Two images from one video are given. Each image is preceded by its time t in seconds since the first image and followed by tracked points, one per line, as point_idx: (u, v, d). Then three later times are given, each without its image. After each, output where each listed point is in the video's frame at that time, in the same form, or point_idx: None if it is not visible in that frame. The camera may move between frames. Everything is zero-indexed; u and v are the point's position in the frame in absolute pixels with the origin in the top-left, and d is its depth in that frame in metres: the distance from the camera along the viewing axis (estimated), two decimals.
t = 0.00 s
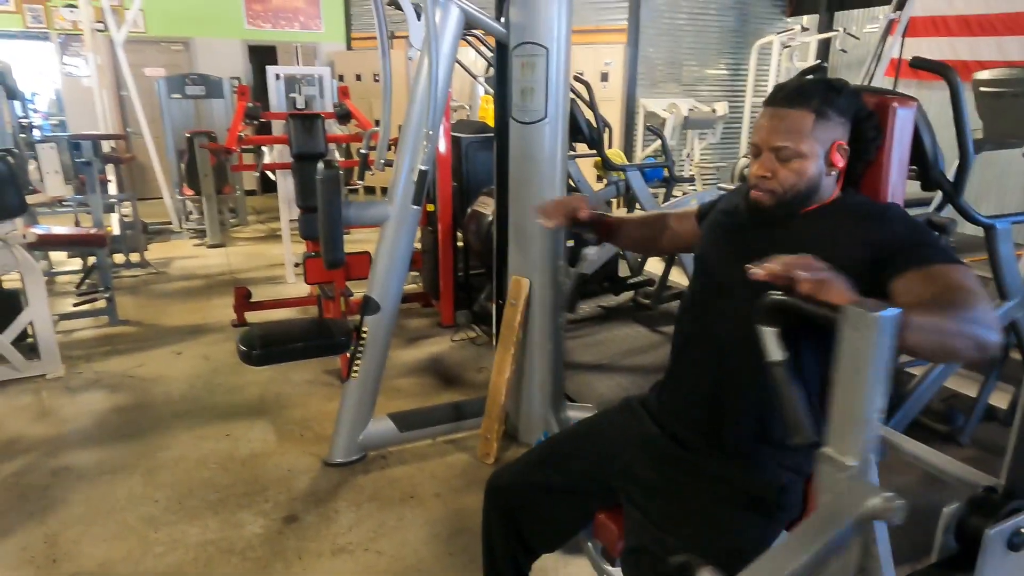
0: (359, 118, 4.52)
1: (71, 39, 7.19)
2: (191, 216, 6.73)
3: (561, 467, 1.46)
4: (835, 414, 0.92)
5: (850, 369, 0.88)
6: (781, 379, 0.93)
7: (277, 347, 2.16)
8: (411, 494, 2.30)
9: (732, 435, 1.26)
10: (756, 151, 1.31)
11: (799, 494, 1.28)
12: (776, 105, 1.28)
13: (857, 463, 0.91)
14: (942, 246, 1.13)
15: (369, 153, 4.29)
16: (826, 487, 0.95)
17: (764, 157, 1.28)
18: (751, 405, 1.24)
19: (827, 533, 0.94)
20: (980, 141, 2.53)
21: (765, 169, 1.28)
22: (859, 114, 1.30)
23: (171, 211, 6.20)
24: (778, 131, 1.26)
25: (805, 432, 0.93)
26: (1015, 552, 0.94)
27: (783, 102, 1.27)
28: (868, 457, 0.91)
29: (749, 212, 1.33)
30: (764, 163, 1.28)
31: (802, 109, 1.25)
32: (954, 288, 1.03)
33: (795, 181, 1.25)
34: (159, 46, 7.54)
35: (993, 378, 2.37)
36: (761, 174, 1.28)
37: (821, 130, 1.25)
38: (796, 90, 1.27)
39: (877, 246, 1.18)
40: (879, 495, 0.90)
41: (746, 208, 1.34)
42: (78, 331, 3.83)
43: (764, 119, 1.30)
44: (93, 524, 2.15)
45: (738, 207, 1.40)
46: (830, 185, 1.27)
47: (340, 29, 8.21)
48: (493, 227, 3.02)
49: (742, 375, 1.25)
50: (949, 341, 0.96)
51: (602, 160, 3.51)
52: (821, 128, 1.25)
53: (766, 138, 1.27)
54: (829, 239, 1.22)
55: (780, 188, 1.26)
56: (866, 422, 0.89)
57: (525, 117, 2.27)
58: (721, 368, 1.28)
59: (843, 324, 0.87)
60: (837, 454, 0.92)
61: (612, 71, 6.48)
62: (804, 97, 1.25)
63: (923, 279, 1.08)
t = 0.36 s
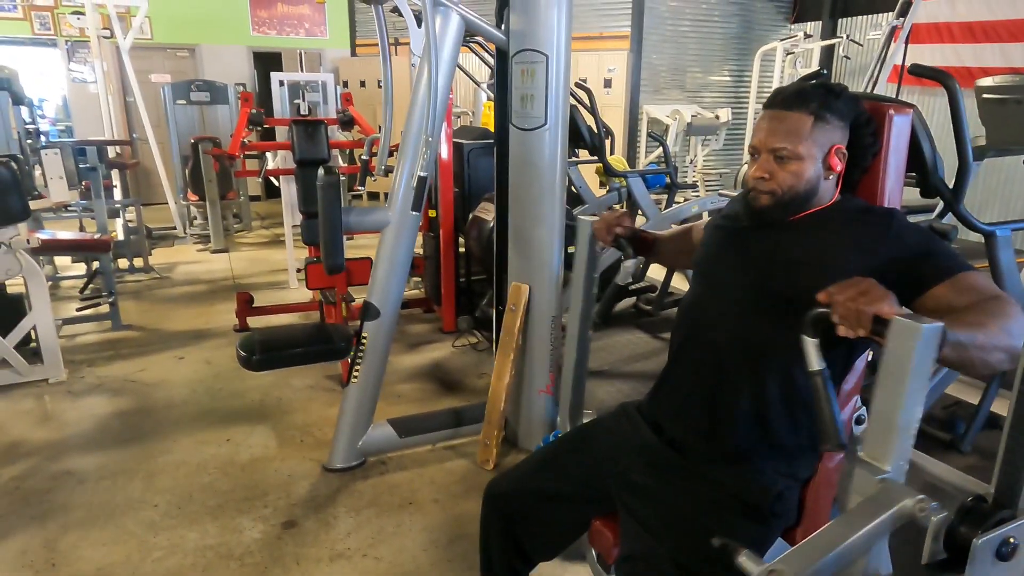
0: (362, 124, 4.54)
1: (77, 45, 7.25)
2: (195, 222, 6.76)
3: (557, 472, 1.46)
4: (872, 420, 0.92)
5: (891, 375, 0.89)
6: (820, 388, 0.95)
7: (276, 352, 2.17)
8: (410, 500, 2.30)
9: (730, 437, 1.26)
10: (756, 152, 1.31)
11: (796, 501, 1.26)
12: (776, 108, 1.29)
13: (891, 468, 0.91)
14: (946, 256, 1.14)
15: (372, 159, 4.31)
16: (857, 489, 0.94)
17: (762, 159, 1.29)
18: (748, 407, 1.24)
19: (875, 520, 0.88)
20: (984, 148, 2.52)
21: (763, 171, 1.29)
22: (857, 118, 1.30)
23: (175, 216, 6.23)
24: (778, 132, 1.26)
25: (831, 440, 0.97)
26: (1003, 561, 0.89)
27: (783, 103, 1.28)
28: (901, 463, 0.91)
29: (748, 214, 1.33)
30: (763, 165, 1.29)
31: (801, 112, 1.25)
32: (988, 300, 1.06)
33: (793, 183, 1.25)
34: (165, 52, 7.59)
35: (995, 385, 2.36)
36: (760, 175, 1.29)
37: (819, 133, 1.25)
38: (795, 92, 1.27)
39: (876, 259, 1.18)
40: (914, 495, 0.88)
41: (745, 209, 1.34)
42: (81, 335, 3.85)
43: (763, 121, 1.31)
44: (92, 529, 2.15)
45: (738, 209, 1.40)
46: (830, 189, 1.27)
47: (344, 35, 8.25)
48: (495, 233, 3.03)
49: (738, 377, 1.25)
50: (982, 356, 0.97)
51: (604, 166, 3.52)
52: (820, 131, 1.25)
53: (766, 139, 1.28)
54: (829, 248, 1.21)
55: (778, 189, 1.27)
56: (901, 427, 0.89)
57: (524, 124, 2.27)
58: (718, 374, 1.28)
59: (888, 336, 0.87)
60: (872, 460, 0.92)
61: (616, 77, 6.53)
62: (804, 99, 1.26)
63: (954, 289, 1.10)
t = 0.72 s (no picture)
0: (362, 130, 4.54)
1: (80, 52, 7.28)
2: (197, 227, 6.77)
3: (551, 480, 1.45)
4: (758, 443, 0.89)
5: (765, 393, 0.85)
6: (710, 402, 0.94)
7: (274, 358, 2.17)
8: (406, 507, 2.29)
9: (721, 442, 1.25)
10: (752, 152, 1.30)
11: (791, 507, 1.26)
12: (773, 108, 1.28)
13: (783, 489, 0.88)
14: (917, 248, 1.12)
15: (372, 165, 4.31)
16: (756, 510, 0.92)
17: (758, 159, 1.28)
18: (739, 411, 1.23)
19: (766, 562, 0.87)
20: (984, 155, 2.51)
21: (759, 170, 1.28)
22: (854, 121, 1.30)
23: (177, 222, 6.24)
24: (774, 132, 1.26)
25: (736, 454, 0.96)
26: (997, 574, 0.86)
27: (781, 103, 1.27)
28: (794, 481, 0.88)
29: (742, 214, 1.33)
30: (758, 165, 1.28)
31: (797, 113, 1.25)
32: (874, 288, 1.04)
33: (788, 183, 1.25)
34: (168, 59, 7.60)
35: (995, 393, 2.35)
36: (755, 175, 1.28)
37: (815, 134, 1.24)
38: (792, 93, 1.27)
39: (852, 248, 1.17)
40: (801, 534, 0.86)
41: (740, 209, 1.34)
42: (81, 341, 3.84)
43: (760, 122, 1.29)
44: (88, 536, 2.14)
45: (732, 209, 1.39)
46: (825, 191, 1.27)
47: (346, 42, 8.26)
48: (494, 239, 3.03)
49: (723, 375, 1.23)
50: (868, 347, 0.96)
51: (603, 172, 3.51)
52: (816, 132, 1.24)
53: (762, 139, 1.27)
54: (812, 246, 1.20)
55: (773, 190, 1.26)
56: (787, 449, 0.86)
57: (522, 130, 2.27)
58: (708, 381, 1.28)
59: (754, 351, 0.84)
60: (764, 484, 0.90)
61: (616, 84, 6.52)
62: (801, 100, 1.26)
63: (857, 279, 1.10)
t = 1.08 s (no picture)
0: (362, 134, 4.54)
1: (82, 56, 7.28)
2: (197, 231, 6.78)
3: (548, 486, 1.44)
4: (852, 439, 0.88)
5: (870, 390, 0.84)
6: (802, 404, 0.92)
7: (273, 363, 2.16)
8: (405, 513, 2.28)
9: (719, 452, 1.24)
10: (751, 160, 1.30)
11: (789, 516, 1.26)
12: (771, 116, 1.28)
13: (874, 486, 0.87)
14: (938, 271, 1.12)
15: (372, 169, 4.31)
16: (839, 511, 0.90)
17: (757, 168, 1.28)
18: (738, 422, 1.22)
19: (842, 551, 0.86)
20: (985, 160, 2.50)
21: (758, 179, 1.27)
22: (854, 128, 1.29)
23: (177, 226, 6.24)
24: (772, 140, 1.25)
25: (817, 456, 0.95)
26: None
27: (779, 111, 1.27)
28: (885, 481, 0.87)
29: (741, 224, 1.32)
30: (757, 173, 1.28)
31: (796, 120, 1.24)
32: (975, 319, 0.99)
33: (787, 192, 1.24)
34: (170, 64, 7.63)
35: (996, 399, 2.34)
36: (755, 183, 1.28)
37: (814, 142, 1.24)
38: (790, 100, 1.27)
39: (865, 271, 1.16)
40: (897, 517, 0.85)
41: (739, 219, 1.33)
42: (80, 345, 3.84)
43: (759, 129, 1.29)
44: (85, 541, 2.14)
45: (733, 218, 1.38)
46: (825, 200, 1.26)
47: (347, 46, 8.29)
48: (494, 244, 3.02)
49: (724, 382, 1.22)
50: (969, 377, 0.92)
51: (603, 177, 3.51)
52: (815, 140, 1.24)
53: (761, 147, 1.27)
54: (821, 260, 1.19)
55: (772, 198, 1.26)
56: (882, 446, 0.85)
57: (522, 134, 2.27)
58: (707, 388, 1.27)
59: (867, 351, 0.84)
60: (854, 480, 0.88)
61: (617, 88, 6.51)
62: (799, 108, 1.25)
63: (940, 311, 1.05)
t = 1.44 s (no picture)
0: (361, 136, 4.54)
1: (82, 58, 7.28)
2: (196, 233, 6.78)
3: (547, 491, 1.43)
4: (850, 443, 0.86)
5: (871, 393, 0.83)
6: (799, 407, 0.92)
7: (270, 366, 2.15)
8: (403, 516, 2.27)
9: (720, 456, 1.23)
10: (750, 164, 1.29)
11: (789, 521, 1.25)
12: (770, 120, 1.27)
13: (872, 491, 0.86)
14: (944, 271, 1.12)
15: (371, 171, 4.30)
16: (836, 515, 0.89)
17: (756, 172, 1.27)
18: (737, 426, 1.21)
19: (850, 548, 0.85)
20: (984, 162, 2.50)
21: (757, 183, 1.27)
22: (853, 131, 1.29)
23: (177, 228, 6.24)
24: (771, 144, 1.25)
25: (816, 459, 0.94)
26: None
27: (777, 115, 1.26)
28: (884, 486, 0.86)
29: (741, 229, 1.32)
30: (756, 177, 1.27)
31: (794, 124, 1.24)
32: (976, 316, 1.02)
33: (787, 196, 1.24)
34: (170, 66, 7.64)
35: (996, 402, 2.33)
36: (754, 187, 1.27)
37: (813, 146, 1.23)
38: (788, 104, 1.26)
39: (864, 274, 1.16)
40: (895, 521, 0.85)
41: (739, 223, 1.32)
42: (79, 347, 3.84)
43: (758, 133, 1.28)
44: (81, 544, 2.13)
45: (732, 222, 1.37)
46: (825, 203, 1.25)
47: (347, 49, 8.30)
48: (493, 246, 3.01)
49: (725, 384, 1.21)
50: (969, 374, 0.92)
51: (603, 180, 3.51)
52: (814, 143, 1.23)
53: (760, 151, 1.26)
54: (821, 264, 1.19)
55: (772, 202, 1.25)
56: (881, 450, 0.83)
57: (520, 137, 2.27)
58: (707, 391, 1.26)
59: (866, 355, 0.83)
60: (853, 485, 0.87)
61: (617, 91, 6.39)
62: (798, 111, 1.24)
63: (941, 310, 1.07)
